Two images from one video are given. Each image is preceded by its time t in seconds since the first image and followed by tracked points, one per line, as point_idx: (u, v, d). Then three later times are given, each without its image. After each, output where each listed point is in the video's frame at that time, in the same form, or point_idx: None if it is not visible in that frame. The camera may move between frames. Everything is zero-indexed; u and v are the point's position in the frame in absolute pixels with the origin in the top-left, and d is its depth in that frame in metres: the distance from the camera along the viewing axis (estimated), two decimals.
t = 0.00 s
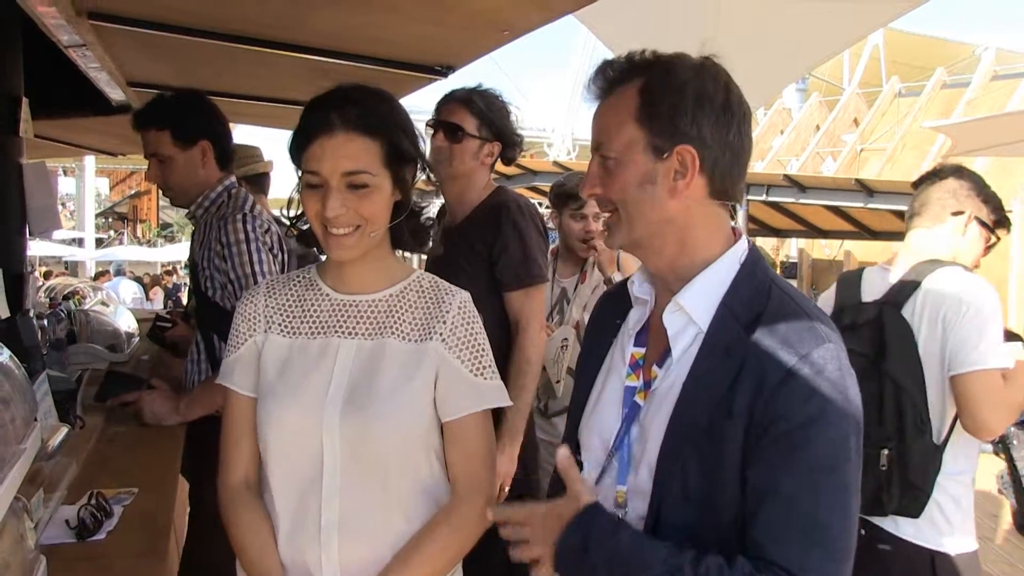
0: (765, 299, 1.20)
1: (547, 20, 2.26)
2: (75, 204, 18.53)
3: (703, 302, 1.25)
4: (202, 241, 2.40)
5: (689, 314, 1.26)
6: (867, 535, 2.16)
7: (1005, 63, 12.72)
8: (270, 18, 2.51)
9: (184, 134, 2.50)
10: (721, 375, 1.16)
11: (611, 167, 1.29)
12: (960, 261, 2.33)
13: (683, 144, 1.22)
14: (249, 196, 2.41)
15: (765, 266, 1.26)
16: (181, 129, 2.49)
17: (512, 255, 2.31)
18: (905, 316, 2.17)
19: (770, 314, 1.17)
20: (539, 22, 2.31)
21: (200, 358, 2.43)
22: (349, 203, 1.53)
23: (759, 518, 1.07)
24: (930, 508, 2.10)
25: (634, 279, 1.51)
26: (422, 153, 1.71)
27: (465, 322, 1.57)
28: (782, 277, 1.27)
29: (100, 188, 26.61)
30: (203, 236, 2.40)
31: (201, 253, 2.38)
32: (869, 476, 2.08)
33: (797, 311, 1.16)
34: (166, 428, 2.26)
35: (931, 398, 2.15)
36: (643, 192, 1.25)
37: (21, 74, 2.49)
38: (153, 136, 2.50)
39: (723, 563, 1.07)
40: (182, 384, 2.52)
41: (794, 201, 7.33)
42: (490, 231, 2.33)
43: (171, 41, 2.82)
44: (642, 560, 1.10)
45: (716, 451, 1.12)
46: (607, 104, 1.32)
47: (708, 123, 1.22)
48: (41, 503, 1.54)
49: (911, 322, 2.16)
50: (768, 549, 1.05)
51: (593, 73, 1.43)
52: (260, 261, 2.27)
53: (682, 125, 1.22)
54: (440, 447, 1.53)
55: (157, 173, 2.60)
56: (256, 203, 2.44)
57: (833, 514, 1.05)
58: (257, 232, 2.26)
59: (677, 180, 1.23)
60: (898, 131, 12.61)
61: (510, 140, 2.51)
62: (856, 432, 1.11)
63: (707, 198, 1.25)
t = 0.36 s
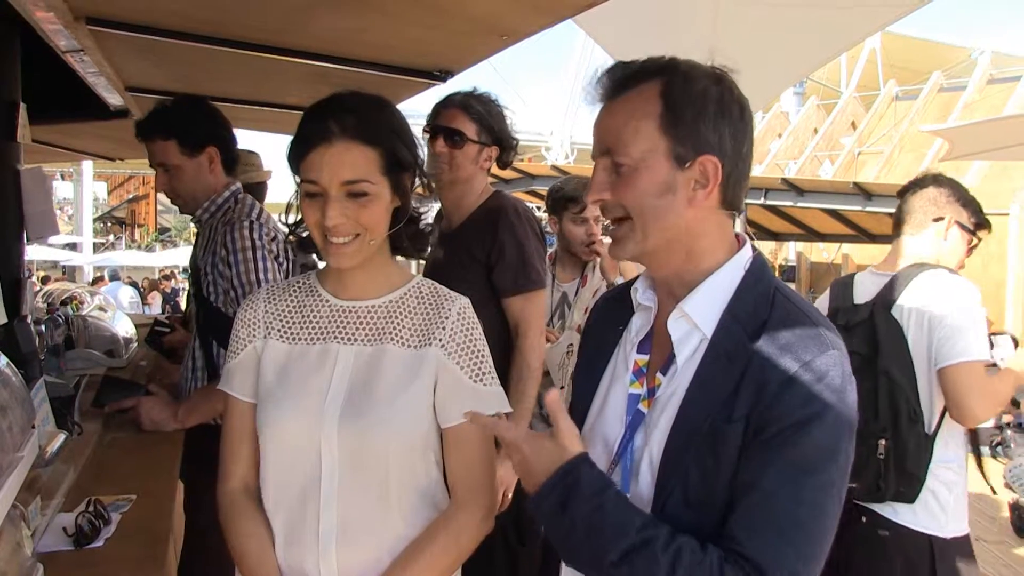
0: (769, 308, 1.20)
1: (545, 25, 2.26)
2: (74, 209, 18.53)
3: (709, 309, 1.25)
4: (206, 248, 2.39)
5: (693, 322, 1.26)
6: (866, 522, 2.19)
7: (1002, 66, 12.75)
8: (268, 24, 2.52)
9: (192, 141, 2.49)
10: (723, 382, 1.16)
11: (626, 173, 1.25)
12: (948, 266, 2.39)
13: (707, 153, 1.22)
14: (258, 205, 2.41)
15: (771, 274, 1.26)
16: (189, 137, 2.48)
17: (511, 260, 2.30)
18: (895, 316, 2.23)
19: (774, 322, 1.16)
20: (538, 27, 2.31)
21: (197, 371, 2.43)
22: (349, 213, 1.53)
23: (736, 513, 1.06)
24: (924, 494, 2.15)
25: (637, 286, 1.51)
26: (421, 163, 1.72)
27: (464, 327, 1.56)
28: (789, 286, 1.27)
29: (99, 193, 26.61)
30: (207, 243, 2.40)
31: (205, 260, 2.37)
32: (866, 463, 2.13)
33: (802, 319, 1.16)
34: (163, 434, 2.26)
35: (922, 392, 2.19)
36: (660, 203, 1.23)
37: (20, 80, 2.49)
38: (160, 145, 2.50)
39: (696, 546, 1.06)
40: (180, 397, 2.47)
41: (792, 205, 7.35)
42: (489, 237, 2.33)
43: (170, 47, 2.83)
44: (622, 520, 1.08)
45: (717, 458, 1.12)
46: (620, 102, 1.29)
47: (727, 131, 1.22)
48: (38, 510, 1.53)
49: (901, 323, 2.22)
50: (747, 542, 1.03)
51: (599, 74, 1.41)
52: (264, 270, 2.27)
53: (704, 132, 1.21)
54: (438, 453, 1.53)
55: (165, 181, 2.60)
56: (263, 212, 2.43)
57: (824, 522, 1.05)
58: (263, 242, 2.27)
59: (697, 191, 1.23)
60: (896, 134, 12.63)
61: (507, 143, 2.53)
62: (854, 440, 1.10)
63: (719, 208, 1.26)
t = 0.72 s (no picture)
0: (768, 313, 1.19)
1: (546, 26, 2.27)
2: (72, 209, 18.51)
3: (705, 313, 1.25)
4: (207, 250, 2.38)
5: (690, 328, 1.26)
6: (867, 512, 2.18)
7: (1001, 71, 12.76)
8: (269, 24, 2.52)
9: (194, 140, 2.49)
10: (724, 387, 1.16)
11: (608, 184, 1.27)
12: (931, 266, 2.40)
13: (683, 161, 1.21)
14: (260, 207, 2.41)
15: (768, 278, 1.25)
16: (192, 136, 2.48)
17: (507, 261, 2.30)
18: (880, 310, 2.25)
19: (775, 327, 1.16)
20: (540, 28, 2.31)
21: (195, 369, 2.42)
22: (354, 214, 1.53)
23: (755, 527, 1.06)
24: (915, 477, 2.14)
25: (635, 289, 1.50)
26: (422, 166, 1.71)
27: (464, 328, 1.56)
28: (786, 289, 1.26)
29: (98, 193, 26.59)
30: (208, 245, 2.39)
31: (206, 261, 2.37)
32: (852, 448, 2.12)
33: (804, 324, 1.16)
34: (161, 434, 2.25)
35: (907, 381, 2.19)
36: (639, 212, 1.25)
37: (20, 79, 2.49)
38: (161, 145, 2.50)
39: (717, 571, 1.06)
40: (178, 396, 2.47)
41: (791, 207, 7.36)
42: (486, 238, 2.33)
43: (170, 46, 2.83)
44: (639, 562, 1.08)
45: (721, 463, 1.12)
46: (604, 113, 1.30)
47: (706, 138, 1.21)
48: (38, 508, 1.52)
49: (885, 316, 2.23)
50: (765, 565, 1.04)
51: (591, 80, 1.41)
52: (265, 271, 2.28)
53: (679, 140, 1.21)
54: (439, 454, 1.53)
55: (166, 180, 2.60)
56: (266, 214, 2.43)
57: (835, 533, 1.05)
58: (265, 244, 2.27)
59: (676, 199, 1.23)
60: (895, 138, 12.64)
61: (506, 143, 2.53)
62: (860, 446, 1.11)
63: (707, 212, 1.25)
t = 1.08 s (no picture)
0: (773, 313, 1.19)
1: (547, 27, 2.27)
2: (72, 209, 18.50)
3: (709, 312, 1.24)
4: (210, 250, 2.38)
5: (696, 325, 1.25)
6: (900, 508, 2.27)
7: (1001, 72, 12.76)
8: (269, 23, 2.52)
9: (195, 141, 2.49)
10: (725, 385, 1.16)
11: (612, 184, 1.26)
12: (957, 261, 2.41)
13: (692, 161, 1.21)
14: (263, 207, 2.41)
15: (773, 277, 1.25)
16: (192, 137, 2.48)
17: (505, 261, 2.29)
18: (914, 316, 2.22)
19: (778, 326, 1.16)
20: (541, 28, 2.31)
21: (198, 370, 2.42)
22: (356, 214, 1.53)
23: (736, 514, 1.07)
24: (951, 478, 2.23)
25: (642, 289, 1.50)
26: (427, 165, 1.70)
27: (466, 327, 1.56)
28: (791, 288, 1.26)
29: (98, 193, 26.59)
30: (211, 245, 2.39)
31: (207, 261, 2.37)
32: (892, 454, 2.18)
33: (807, 323, 1.16)
34: (162, 434, 2.25)
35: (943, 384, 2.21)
36: (645, 211, 1.24)
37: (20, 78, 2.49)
38: (161, 145, 2.50)
39: (689, 548, 1.08)
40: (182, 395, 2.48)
41: (791, 208, 7.37)
42: (484, 237, 2.32)
43: (171, 46, 2.83)
44: (615, 527, 1.09)
45: (719, 459, 1.12)
46: (609, 111, 1.29)
47: (713, 139, 1.22)
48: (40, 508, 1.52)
49: (918, 321, 2.22)
50: (743, 548, 1.05)
51: (590, 81, 1.41)
52: (269, 271, 2.28)
53: (689, 140, 1.21)
54: (440, 452, 1.53)
55: (166, 180, 2.60)
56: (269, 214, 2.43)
57: (823, 527, 1.06)
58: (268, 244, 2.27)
59: (683, 200, 1.23)
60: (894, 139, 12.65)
61: (503, 143, 2.54)
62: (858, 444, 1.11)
63: (710, 215, 1.25)
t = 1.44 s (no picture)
0: (773, 312, 1.19)
1: (546, 26, 2.27)
2: (72, 209, 18.50)
3: (709, 312, 1.24)
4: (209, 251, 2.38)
5: (697, 326, 1.25)
6: (927, 506, 2.33)
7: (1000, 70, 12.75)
8: (269, 23, 2.52)
9: (194, 141, 2.48)
10: (725, 386, 1.16)
11: (602, 194, 1.27)
12: (984, 257, 2.51)
13: (673, 167, 1.21)
14: (263, 207, 2.41)
15: (773, 276, 1.25)
16: (191, 137, 2.47)
17: (501, 261, 2.29)
18: (948, 314, 2.32)
19: (778, 326, 1.16)
20: (541, 28, 2.31)
21: (201, 369, 2.42)
22: (352, 215, 1.53)
23: (740, 517, 1.08)
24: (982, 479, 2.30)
25: (641, 289, 1.50)
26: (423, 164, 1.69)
27: (467, 327, 1.56)
28: (792, 287, 1.26)
29: (98, 193, 26.60)
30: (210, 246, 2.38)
31: (207, 262, 2.37)
32: (930, 453, 2.25)
33: (809, 323, 1.16)
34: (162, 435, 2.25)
35: (975, 389, 2.30)
36: (634, 221, 1.25)
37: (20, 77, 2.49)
38: (161, 145, 2.50)
39: (689, 557, 1.08)
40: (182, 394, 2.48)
41: (790, 206, 7.38)
42: (481, 238, 2.32)
43: (171, 46, 2.83)
44: (611, 545, 1.10)
45: (721, 459, 1.12)
46: (595, 124, 1.30)
47: (696, 142, 1.20)
48: (41, 508, 1.52)
49: (951, 320, 2.31)
50: (744, 553, 1.05)
51: (580, 88, 1.40)
52: (268, 272, 2.27)
53: (669, 145, 1.20)
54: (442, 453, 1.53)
55: (165, 179, 2.59)
56: (267, 214, 2.43)
57: (823, 528, 1.06)
58: (268, 244, 2.27)
59: (670, 205, 1.23)
60: (894, 137, 12.65)
61: (498, 140, 2.54)
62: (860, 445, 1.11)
63: (703, 215, 1.25)
